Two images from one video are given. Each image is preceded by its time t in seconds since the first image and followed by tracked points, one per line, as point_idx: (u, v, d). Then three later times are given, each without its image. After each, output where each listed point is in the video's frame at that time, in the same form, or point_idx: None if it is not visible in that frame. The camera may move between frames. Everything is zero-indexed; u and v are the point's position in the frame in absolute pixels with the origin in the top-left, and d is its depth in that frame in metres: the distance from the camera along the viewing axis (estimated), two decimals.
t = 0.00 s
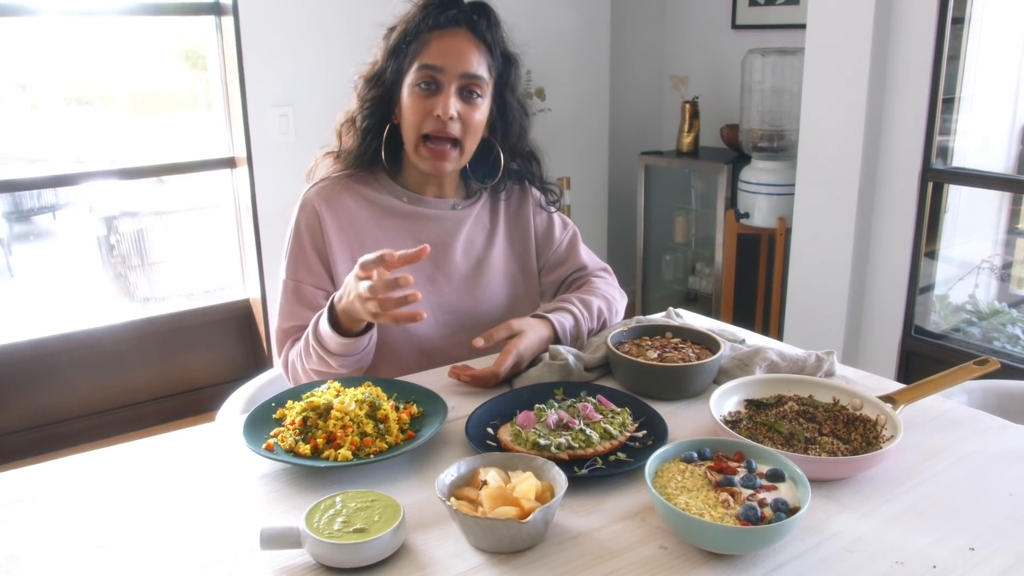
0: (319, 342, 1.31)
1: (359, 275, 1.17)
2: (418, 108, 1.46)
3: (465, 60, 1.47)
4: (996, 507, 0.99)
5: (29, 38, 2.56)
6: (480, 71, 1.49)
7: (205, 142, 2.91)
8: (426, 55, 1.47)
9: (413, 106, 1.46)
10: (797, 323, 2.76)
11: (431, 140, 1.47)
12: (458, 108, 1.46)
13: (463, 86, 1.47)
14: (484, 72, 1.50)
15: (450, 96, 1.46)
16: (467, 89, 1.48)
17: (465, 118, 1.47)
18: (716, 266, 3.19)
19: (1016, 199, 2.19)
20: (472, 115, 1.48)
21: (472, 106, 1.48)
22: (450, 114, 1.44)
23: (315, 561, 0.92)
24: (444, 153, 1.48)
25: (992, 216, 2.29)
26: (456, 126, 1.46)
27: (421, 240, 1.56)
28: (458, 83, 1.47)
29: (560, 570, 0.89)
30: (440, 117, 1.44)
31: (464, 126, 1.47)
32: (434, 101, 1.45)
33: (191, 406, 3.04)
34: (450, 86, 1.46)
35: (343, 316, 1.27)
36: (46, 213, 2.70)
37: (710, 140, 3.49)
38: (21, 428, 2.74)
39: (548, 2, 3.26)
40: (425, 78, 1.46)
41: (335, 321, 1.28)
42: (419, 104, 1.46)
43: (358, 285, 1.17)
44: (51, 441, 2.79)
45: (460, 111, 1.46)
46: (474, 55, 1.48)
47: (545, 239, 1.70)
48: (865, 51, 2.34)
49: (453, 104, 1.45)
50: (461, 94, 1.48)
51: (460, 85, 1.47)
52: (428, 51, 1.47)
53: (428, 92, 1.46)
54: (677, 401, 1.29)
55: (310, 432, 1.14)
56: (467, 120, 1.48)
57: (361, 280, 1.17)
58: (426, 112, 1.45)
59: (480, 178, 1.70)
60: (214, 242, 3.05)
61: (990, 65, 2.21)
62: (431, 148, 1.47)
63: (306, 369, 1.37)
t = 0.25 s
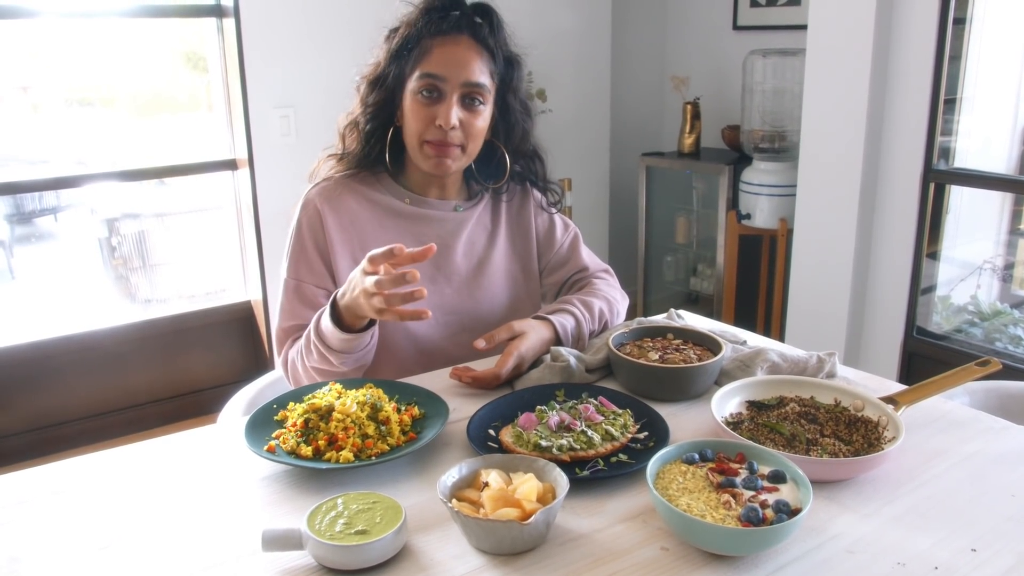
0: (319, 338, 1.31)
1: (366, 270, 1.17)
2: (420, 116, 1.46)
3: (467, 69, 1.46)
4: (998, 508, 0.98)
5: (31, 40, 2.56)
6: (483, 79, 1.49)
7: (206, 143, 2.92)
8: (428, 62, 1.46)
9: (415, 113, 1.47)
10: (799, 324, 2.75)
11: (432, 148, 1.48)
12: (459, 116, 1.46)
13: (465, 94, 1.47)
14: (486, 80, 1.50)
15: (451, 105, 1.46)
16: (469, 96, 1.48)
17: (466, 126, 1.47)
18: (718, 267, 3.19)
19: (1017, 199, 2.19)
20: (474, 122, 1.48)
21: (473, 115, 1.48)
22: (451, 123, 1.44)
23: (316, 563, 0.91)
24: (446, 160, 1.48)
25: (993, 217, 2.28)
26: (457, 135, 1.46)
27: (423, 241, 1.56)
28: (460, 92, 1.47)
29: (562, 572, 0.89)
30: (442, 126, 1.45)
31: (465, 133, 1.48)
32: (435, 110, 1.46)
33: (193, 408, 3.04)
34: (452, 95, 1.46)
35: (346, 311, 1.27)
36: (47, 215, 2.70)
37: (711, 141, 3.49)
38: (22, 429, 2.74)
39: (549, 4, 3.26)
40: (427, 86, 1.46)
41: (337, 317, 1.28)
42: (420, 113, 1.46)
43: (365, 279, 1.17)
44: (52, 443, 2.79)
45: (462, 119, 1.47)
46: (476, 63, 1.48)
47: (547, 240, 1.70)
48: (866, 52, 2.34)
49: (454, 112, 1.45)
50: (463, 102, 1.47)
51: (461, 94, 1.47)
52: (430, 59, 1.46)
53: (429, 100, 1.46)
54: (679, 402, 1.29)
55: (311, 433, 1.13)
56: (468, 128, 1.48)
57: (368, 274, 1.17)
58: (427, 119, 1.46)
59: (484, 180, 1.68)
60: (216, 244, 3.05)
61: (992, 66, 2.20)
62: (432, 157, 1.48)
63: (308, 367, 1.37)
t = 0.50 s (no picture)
0: (319, 337, 1.31)
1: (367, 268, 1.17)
2: (421, 116, 1.46)
3: (467, 68, 1.46)
4: (999, 507, 0.98)
5: (32, 38, 2.56)
6: (483, 77, 1.49)
7: (207, 142, 2.92)
8: (428, 62, 1.46)
9: (416, 113, 1.47)
10: (800, 323, 2.75)
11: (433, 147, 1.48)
12: (461, 116, 1.46)
13: (466, 92, 1.47)
14: (487, 78, 1.50)
15: (452, 104, 1.46)
16: (470, 96, 1.48)
17: (467, 125, 1.47)
18: (719, 266, 3.19)
19: (1019, 198, 2.19)
20: (475, 121, 1.48)
21: (474, 114, 1.48)
22: (453, 122, 1.44)
23: (317, 561, 0.91)
24: (447, 159, 1.48)
25: (995, 216, 2.28)
26: (458, 134, 1.46)
27: (424, 240, 1.56)
28: (461, 90, 1.47)
29: (563, 570, 0.89)
30: (443, 126, 1.44)
31: (466, 132, 1.48)
32: (436, 109, 1.46)
33: (193, 407, 3.04)
34: (453, 94, 1.46)
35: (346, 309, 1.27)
36: (48, 214, 2.70)
37: (713, 140, 3.49)
38: (23, 428, 2.74)
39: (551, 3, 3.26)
40: (427, 86, 1.46)
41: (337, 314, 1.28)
42: (421, 112, 1.46)
43: (365, 276, 1.18)
44: (53, 441, 2.79)
45: (463, 118, 1.46)
46: (476, 62, 1.48)
47: (548, 239, 1.70)
48: (868, 50, 2.34)
49: (455, 111, 1.45)
50: (463, 101, 1.47)
51: (462, 93, 1.47)
52: (430, 58, 1.46)
53: (430, 100, 1.46)
54: (680, 401, 1.29)
55: (312, 432, 1.13)
56: (470, 127, 1.48)
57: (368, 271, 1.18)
58: (428, 119, 1.46)
59: (484, 178, 1.69)
60: (216, 242, 3.05)
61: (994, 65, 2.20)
62: (433, 156, 1.48)
63: (308, 366, 1.37)
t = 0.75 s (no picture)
0: (320, 341, 1.31)
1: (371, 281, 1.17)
2: (418, 112, 1.46)
3: (465, 64, 1.46)
4: (997, 506, 0.98)
5: (30, 38, 2.56)
6: (481, 73, 1.48)
7: (205, 141, 2.91)
8: (426, 58, 1.46)
9: (413, 110, 1.47)
10: (798, 322, 2.75)
11: (431, 142, 1.48)
12: (459, 112, 1.46)
13: (464, 89, 1.47)
14: (485, 74, 1.50)
15: (451, 100, 1.46)
16: (468, 92, 1.47)
17: (465, 121, 1.47)
18: (717, 265, 3.19)
19: (1018, 197, 2.19)
20: (473, 117, 1.48)
21: (472, 109, 1.48)
22: (451, 118, 1.44)
23: (315, 561, 0.91)
24: (445, 156, 1.48)
25: (994, 215, 2.28)
26: (456, 130, 1.46)
27: (421, 240, 1.56)
28: (459, 86, 1.46)
29: (561, 569, 0.89)
30: (441, 121, 1.45)
31: (464, 128, 1.48)
32: (434, 105, 1.45)
33: (192, 406, 3.04)
34: (451, 90, 1.45)
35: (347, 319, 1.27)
36: (46, 213, 2.70)
37: (711, 139, 3.49)
38: (22, 428, 2.74)
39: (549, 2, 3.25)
40: (425, 82, 1.46)
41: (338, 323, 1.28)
42: (419, 108, 1.46)
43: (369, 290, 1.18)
44: (51, 441, 2.79)
45: (461, 114, 1.46)
46: (474, 58, 1.48)
47: (546, 239, 1.70)
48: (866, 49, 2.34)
49: (453, 107, 1.45)
50: (461, 97, 1.47)
51: (460, 88, 1.47)
52: (427, 54, 1.46)
53: (427, 96, 1.46)
54: (678, 400, 1.28)
55: (310, 431, 1.13)
56: (468, 123, 1.48)
57: (372, 285, 1.18)
58: (426, 115, 1.46)
59: (482, 177, 1.68)
60: (214, 242, 3.05)
61: (992, 64, 2.20)
62: (432, 152, 1.48)
63: (306, 370, 1.37)
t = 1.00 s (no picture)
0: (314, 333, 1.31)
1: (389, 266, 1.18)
2: (416, 98, 1.45)
3: (460, 48, 1.47)
4: (997, 505, 0.98)
5: (29, 37, 2.56)
6: (476, 59, 1.49)
7: (204, 141, 2.91)
8: (421, 48, 1.47)
9: (411, 98, 1.46)
10: (798, 321, 2.75)
11: (431, 128, 1.46)
12: (457, 96, 1.45)
13: (460, 74, 1.47)
14: (480, 60, 1.50)
15: (447, 84, 1.45)
16: (464, 77, 1.47)
17: (464, 105, 1.46)
18: (717, 264, 3.19)
19: (1018, 196, 2.19)
20: (471, 102, 1.47)
21: (470, 94, 1.47)
22: (449, 100, 1.43)
23: (314, 560, 0.91)
24: (446, 140, 1.46)
25: (994, 214, 2.28)
26: (455, 114, 1.45)
27: (421, 239, 1.56)
28: (455, 70, 1.47)
29: (560, 569, 0.89)
30: (439, 104, 1.44)
31: (463, 113, 1.46)
32: (431, 90, 1.45)
33: (191, 405, 3.04)
34: (447, 73, 1.46)
35: (343, 306, 1.27)
36: (45, 212, 2.70)
37: (711, 138, 3.49)
38: (21, 427, 2.74)
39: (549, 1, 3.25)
40: (421, 69, 1.46)
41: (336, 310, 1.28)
42: (417, 95, 1.45)
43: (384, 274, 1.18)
44: (50, 440, 2.79)
45: (459, 98, 1.46)
46: (469, 45, 1.48)
47: (545, 238, 1.70)
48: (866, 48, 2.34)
49: (450, 91, 1.45)
50: (458, 83, 1.47)
51: (456, 73, 1.47)
52: (422, 42, 1.47)
53: (425, 83, 1.46)
54: (678, 399, 1.28)
55: (309, 431, 1.13)
56: (466, 108, 1.47)
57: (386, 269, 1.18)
58: (424, 101, 1.45)
59: (482, 175, 1.68)
60: (214, 241, 3.05)
61: (992, 63, 2.20)
62: (431, 136, 1.46)
63: (301, 364, 1.37)
